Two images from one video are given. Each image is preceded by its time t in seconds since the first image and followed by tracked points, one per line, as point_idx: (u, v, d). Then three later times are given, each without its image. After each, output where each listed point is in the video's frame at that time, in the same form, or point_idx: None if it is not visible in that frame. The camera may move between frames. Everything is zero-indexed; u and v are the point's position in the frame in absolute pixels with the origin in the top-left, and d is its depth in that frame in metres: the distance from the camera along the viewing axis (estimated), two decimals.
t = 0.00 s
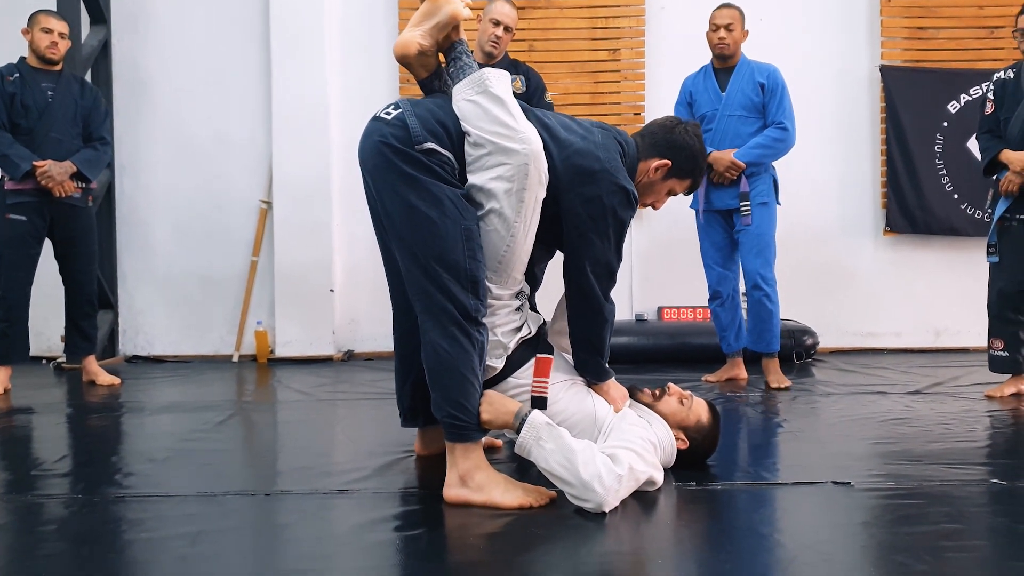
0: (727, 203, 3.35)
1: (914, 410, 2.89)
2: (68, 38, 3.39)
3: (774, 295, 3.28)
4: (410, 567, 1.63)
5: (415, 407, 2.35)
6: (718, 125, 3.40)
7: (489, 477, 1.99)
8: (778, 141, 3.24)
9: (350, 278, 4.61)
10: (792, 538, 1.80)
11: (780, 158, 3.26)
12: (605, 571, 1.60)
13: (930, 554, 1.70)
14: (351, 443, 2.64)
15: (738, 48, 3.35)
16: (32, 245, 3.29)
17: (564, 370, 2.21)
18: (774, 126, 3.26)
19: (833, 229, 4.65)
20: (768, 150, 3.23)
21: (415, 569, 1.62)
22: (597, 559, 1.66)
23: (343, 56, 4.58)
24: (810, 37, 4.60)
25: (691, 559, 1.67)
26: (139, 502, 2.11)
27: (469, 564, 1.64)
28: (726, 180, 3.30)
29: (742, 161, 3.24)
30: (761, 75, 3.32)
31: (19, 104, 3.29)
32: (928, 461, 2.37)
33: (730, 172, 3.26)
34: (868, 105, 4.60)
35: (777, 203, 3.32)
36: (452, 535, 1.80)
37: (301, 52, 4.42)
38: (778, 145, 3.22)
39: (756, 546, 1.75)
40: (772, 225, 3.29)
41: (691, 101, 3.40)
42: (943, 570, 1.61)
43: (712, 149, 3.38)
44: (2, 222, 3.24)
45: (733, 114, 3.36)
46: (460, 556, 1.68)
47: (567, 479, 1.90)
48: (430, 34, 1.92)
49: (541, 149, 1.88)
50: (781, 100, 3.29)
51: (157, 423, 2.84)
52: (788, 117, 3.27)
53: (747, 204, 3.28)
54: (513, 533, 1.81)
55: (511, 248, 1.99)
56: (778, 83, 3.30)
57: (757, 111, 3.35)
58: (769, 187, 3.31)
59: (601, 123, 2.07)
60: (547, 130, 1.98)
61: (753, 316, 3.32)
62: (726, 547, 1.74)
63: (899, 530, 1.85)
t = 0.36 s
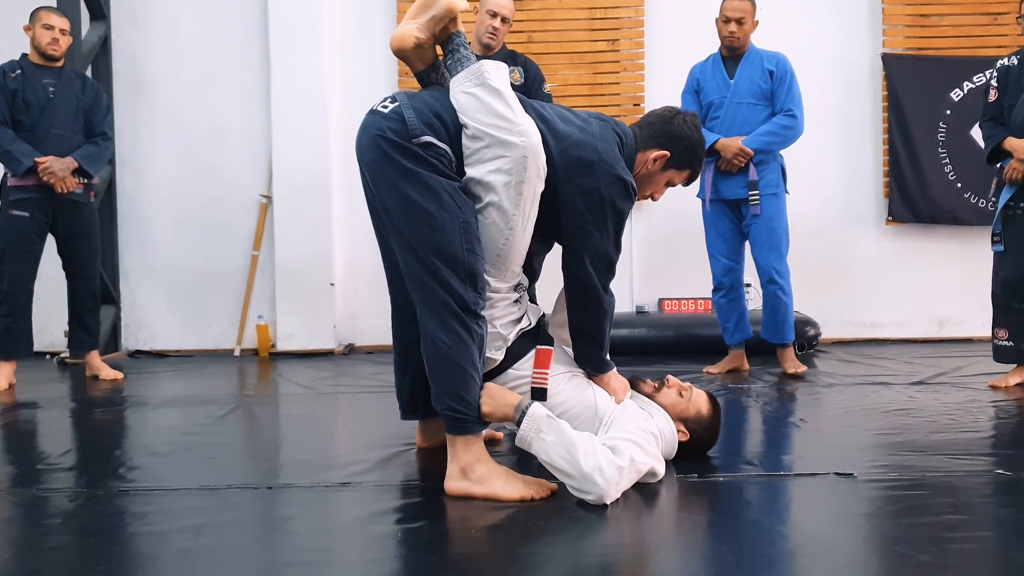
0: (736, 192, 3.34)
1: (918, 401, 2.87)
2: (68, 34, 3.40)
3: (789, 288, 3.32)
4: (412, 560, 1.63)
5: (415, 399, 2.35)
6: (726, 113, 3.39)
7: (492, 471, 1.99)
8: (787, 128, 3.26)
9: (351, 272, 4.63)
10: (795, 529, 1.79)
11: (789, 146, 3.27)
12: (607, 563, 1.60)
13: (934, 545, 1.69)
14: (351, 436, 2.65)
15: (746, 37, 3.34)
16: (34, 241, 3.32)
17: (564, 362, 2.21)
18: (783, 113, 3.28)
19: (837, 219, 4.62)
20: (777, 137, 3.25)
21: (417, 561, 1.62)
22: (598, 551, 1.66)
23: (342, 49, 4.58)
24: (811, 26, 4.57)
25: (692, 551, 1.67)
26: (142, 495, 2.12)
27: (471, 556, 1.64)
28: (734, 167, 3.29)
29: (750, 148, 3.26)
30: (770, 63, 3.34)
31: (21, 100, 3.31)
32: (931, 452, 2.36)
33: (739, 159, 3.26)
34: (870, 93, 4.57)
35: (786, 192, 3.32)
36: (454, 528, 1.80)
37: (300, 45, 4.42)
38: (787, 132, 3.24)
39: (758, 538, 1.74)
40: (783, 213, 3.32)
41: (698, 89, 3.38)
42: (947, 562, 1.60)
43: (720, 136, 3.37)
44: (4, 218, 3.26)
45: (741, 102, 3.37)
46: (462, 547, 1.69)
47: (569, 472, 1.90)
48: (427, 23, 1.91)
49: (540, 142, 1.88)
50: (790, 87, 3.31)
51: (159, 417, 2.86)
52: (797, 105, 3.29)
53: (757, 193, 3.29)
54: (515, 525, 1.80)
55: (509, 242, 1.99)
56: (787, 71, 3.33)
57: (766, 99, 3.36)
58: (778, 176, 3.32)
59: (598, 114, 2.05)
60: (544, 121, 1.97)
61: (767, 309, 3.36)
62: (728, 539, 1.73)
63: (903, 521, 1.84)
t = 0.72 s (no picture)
0: (764, 185, 3.35)
1: (928, 397, 2.85)
2: (77, 35, 3.43)
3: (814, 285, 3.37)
4: (420, 558, 1.63)
5: (422, 397, 2.35)
6: (757, 104, 3.40)
7: (499, 469, 1.99)
8: (818, 122, 3.25)
9: (358, 271, 4.63)
10: (804, 527, 1.78)
11: (820, 140, 3.27)
12: (615, 561, 1.59)
13: (945, 543, 1.68)
14: (359, 433, 2.65)
15: (783, 30, 3.35)
16: (44, 240, 3.34)
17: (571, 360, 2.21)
18: (815, 107, 3.28)
19: (846, 215, 4.59)
20: (808, 131, 3.25)
21: (425, 559, 1.62)
22: (606, 549, 1.65)
23: (349, 49, 4.59)
24: (818, 21, 4.55)
25: (700, 548, 1.66)
26: (151, 493, 2.13)
27: (479, 554, 1.64)
28: (764, 159, 3.31)
29: (781, 140, 3.25)
30: (805, 56, 3.34)
31: (31, 101, 3.33)
32: (942, 448, 2.34)
33: (769, 150, 3.27)
34: (879, 88, 4.54)
35: (815, 187, 3.34)
36: (462, 525, 1.80)
37: (306, 44, 4.43)
38: (819, 126, 3.24)
39: (768, 535, 1.73)
40: (812, 209, 3.34)
41: (729, 78, 3.42)
42: (959, 560, 1.59)
43: (751, 127, 3.38)
44: (15, 218, 3.29)
45: (774, 94, 3.38)
46: (469, 545, 1.69)
47: (577, 469, 1.89)
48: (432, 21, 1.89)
49: (547, 141, 1.87)
50: (823, 81, 3.32)
51: (168, 415, 2.87)
52: (830, 100, 3.30)
53: (787, 187, 3.31)
54: (523, 523, 1.80)
55: (516, 240, 1.99)
56: (822, 64, 3.33)
57: (798, 93, 3.37)
58: (808, 170, 3.33)
59: (604, 110, 2.04)
60: (550, 119, 1.96)
61: (790, 304, 3.40)
62: (737, 536, 1.72)
63: (914, 518, 1.82)
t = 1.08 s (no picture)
0: (791, 181, 3.37)
1: (934, 395, 2.85)
2: (83, 33, 3.43)
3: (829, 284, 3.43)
4: (426, 556, 1.63)
5: (428, 394, 2.35)
6: (786, 99, 3.42)
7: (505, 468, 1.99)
8: (847, 122, 3.30)
9: (363, 269, 4.64)
10: (811, 525, 1.78)
11: (847, 140, 3.31)
12: (621, 560, 1.59)
13: (951, 541, 1.68)
14: (365, 431, 2.66)
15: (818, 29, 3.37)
16: (50, 239, 3.35)
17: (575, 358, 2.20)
18: (844, 107, 3.33)
19: (850, 213, 4.59)
20: (837, 129, 3.29)
21: (431, 558, 1.62)
22: (612, 547, 1.65)
23: (354, 47, 4.59)
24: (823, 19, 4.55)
25: (707, 547, 1.66)
26: (158, 491, 2.14)
27: (485, 553, 1.63)
28: (790, 154, 3.32)
29: (809, 137, 3.28)
30: (839, 57, 3.38)
31: (37, 100, 3.34)
32: (949, 446, 2.34)
33: (796, 145, 3.29)
34: (884, 86, 4.54)
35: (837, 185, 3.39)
36: (468, 524, 1.80)
37: (311, 43, 4.43)
38: (847, 126, 3.28)
39: (774, 534, 1.73)
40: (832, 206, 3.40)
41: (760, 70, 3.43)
42: (965, 558, 1.58)
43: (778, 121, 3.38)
44: (21, 217, 3.30)
45: (803, 90, 3.40)
46: (475, 543, 1.69)
47: (584, 468, 1.89)
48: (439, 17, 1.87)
49: (556, 142, 1.88)
50: (853, 83, 3.36)
51: (174, 413, 2.87)
52: (858, 100, 3.34)
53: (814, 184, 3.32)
54: (529, 522, 1.80)
55: (522, 242, 1.99)
56: (854, 66, 3.37)
57: (827, 92, 3.40)
58: (832, 169, 3.38)
59: (612, 109, 2.04)
60: (559, 118, 1.96)
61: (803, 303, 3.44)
62: (743, 535, 1.72)
63: (920, 516, 1.82)
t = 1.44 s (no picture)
0: (797, 178, 3.37)
1: (938, 392, 2.85)
2: (86, 28, 3.43)
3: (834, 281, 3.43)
4: (427, 553, 1.63)
5: (431, 391, 2.35)
6: (796, 95, 3.42)
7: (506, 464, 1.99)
8: (857, 122, 3.29)
9: (366, 266, 4.64)
10: (813, 522, 1.78)
11: (856, 140, 3.31)
12: (623, 557, 1.59)
13: (953, 538, 1.68)
14: (369, 427, 2.66)
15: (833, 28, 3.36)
16: (54, 235, 3.35)
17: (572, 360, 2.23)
18: (855, 107, 3.32)
19: (853, 210, 4.59)
20: (846, 129, 3.28)
21: (433, 554, 1.62)
22: (614, 545, 1.65)
23: (357, 43, 4.59)
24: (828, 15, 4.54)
25: (708, 544, 1.66)
26: (161, 487, 2.14)
27: (487, 549, 1.64)
28: (798, 151, 3.32)
29: (817, 134, 3.27)
30: (852, 56, 3.37)
31: (40, 97, 3.33)
32: (952, 444, 2.34)
33: (803, 142, 3.29)
34: (888, 83, 4.53)
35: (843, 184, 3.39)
36: (470, 520, 1.80)
37: (314, 39, 4.43)
38: (856, 126, 3.28)
39: (775, 531, 1.73)
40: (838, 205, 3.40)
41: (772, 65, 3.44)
42: (967, 555, 1.58)
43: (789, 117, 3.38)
44: (25, 213, 3.31)
45: (813, 88, 3.40)
46: (477, 540, 1.69)
47: (590, 464, 1.88)
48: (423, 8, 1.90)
49: (554, 148, 1.88)
50: (865, 83, 3.35)
51: (178, 410, 2.88)
52: (869, 101, 3.33)
53: (820, 182, 3.32)
54: (531, 518, 1.80)
55: (519, 246, 2.00)
56: (867, 66, 3.36)
57: (838, 90, 3.39)
58: (840, 168, 3.37)
59: (611, 108, 2.04)
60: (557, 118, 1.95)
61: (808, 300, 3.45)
62: (745, 532, 1.72)
63: (922, 514, 1.82)
